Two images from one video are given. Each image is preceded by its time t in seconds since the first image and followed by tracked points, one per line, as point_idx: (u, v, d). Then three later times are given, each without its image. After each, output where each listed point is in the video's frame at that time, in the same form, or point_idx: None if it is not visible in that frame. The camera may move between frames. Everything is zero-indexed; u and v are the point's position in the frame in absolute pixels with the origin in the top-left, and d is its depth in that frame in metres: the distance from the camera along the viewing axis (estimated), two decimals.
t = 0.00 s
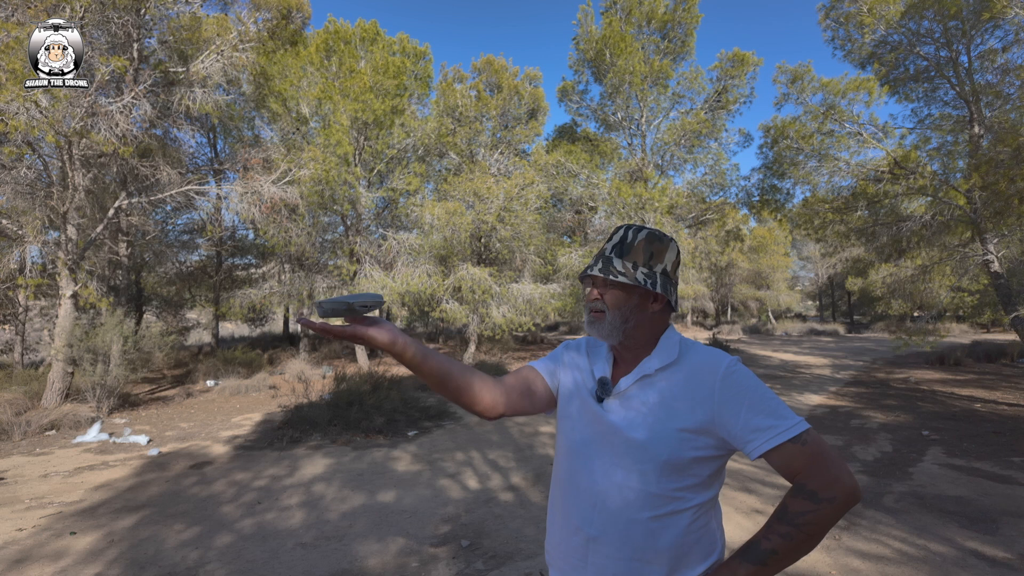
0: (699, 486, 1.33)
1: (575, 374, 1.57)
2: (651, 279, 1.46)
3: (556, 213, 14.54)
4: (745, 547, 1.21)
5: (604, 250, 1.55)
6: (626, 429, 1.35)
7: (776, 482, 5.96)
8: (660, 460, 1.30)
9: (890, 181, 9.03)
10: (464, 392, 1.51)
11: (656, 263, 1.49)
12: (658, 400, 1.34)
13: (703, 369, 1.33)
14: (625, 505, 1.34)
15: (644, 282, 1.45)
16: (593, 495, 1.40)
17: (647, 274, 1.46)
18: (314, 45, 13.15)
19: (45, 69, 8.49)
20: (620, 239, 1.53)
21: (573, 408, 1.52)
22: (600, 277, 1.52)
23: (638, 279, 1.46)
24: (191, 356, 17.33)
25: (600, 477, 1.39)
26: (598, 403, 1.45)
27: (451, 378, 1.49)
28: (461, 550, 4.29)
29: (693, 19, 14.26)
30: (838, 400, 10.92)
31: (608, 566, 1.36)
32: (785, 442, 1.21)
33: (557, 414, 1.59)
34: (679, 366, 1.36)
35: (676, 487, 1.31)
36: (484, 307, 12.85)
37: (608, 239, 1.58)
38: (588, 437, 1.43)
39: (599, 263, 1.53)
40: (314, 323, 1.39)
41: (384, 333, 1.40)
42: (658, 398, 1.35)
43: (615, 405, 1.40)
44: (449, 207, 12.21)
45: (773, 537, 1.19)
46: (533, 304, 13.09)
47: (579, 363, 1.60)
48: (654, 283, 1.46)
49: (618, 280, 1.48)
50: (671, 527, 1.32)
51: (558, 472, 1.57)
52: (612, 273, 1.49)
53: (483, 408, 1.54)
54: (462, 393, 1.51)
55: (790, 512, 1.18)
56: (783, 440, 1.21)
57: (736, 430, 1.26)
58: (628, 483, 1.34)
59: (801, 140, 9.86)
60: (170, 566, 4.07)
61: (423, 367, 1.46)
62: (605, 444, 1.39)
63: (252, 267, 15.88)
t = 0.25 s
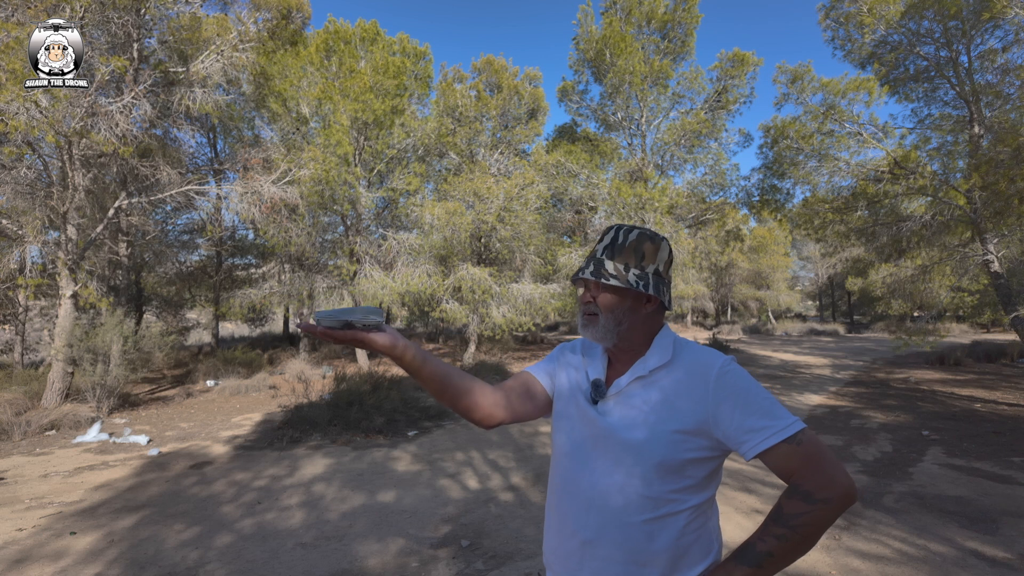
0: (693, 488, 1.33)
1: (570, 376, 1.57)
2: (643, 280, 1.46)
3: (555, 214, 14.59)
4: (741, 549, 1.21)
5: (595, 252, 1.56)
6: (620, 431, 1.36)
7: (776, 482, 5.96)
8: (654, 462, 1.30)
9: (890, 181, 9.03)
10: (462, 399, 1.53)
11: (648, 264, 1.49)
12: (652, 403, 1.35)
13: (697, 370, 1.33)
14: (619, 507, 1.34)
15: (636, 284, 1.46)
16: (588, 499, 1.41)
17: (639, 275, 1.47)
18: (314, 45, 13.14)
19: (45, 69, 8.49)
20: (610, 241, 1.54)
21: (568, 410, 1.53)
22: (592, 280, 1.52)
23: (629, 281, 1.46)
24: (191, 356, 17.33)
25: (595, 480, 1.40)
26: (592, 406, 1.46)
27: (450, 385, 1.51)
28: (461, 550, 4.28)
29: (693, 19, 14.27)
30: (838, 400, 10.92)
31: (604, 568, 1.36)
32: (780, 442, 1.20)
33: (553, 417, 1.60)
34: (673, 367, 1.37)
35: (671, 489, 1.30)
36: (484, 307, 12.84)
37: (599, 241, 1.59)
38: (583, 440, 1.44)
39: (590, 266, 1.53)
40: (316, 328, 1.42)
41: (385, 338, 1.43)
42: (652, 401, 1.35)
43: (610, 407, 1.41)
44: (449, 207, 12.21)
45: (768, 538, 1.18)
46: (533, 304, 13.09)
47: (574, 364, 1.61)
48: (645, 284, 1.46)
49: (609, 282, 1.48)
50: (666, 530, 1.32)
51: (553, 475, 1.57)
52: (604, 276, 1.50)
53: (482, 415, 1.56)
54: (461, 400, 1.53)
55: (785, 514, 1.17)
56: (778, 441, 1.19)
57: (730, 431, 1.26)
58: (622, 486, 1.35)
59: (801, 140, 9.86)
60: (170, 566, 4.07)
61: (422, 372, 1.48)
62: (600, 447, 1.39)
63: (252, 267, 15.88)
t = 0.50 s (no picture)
0: (691, 487, 1.33)
1: (566, 377, 1.58)
2: (637, 279, 1.46)
3: (556, 213, 14.57)
4: (738, 549, 1.20)
5: (586, 253, 1.55)
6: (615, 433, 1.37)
7: (776, 482, 5.96)
8: (650, 463, 1.31)
9: (890, 181, 9.03)
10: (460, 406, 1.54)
11: (639, 263, 1.49)
12: (647, 404, 1.35)
13: (691, 370, 1.34)
14: (616, 508, 1.35)
15: (629, 284, 1.45)
16: (586, 501, 1.41)
17: (631, 275, 1.46)
18: (314, 45, 13.14)
19: (45, 69, 8.49)
20: (602, 240, 1.53)
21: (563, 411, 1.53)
22: (585, 282, 1.53)
23: (623, 280, 1.46)
24: (191, 356, 17.32)
25: (592, 482, 1.40)
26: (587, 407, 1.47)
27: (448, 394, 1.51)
28: (461, 550, 4.29)
29: (693, 19, 14.26)
30: (838, 400, 10.92)
31: (602, 569, 1.37)
32: (776, 440, 1.21)
33: (548, 419, 1.60)
34: (668, 367, 1.37)
35: (667, 490, 1.30)
36: (484, 307, 12.84)
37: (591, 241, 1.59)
38: (578, 441, 1.44)
39: (582, 268, 1.53)
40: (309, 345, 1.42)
41: (379, 352, 1.43)
42: (648, 402, 1.36)
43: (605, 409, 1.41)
44: (449, 207, 12.21)
45: (765, 537, 1.18)
46: (533, 304, 13.09)
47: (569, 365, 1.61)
48: (638, 283, 1.46)
49: (603, 284, 1.47)
50: (664, 530, 1.32)
51: (551, 477, 1.57)
52: (597, 277, 1.49)
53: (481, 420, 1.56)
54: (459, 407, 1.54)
55: (782, 512, 1.17)
56: (773, 439, 1.20)
57: (724, 430, 1.26)
58: (620, 488, 1.35)
59: (801, 139, 9.86)
60: (170, 566, 4.07)
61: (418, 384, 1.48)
62: (596, 449, 1.40)
63: (252, 267, 15.88)
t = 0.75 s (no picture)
0: (686, 485, 1.33)
1: (558, 388, 1.56)
2: (621, 283, 1.45)
3: (556, 213, 14.50)
4: (732, 541, 1.20)
5: (566, 263, 1.53)
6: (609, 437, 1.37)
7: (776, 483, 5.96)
8: (644, 464, 1.31)
9: (890, 181, 9.03)
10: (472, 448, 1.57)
11: (620, 266, 1.48)
12: (639, 407, 1.35)
13: (680, 369, 1.34)
14: (612, 510, 1.36)
15: (615, 291, 1.44)
16: (583, 503, 1.41)
17: (615, 280, 1.45)
18: (314, 45, 13.14)
19: (45, 69, 8.49)
20: (579, 248, 1.51)
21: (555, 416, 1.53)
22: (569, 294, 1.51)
23: (609, 288, 1.45)
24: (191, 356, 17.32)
25: (588, 484, 1.40)
26: (580, 411, 1.46)
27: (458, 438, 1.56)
28: (461, 550, 4.29)
29: (693, 19, 14.26)
30: (838, 400, 10.92)
31: (602, 570, 1.37)
32: (768, 433, 1.21)
33: (541, 427, 1.59)
34: (658, 369, 1.37)
35: (663, 490, 1.31)
36: (484, 307, 12.83)
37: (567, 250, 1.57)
38: (572, 444, 1.44)
39: (564, 279, 1.50)
40: (325, 396, 1.51)
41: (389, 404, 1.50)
42: (639, 404, 1.36)
43: (597, 412, 1.41)
44: (449, 207, 12.20)
45: (759, 529, 1.17)
46: (533, 304, 13.09)
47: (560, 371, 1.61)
48: (623, 288, 1.45)
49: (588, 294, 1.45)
50: (662, 529, 1.31)
51: (547, 481, 1.57)
52: (581, 288, 1.47)
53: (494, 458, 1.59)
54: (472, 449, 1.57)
55: (775, 504, 1.16)
56: (765, 433, 1.20)
57: (716, 426, 1.26)
58: (616, 489, 1.35)
59: (801, 140, 9.86)
60: (170, 566, 4.07)
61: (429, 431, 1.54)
62: (590, 452, 1.40)
63: (252, 266, 15.88)
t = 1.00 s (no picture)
0: (672, 482, 1.33)
1: (543, 400, 1.56)
2: (594, 292, 1.44)
3: (556, 214, 14.24)
4: (713, 527, 1.23)
5: (540, 279, 1.51)
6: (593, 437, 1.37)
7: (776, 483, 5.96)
8: (628, 464, 1.31)
9: (890, 181, 9.03)
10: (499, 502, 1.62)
11: (592, 274, 1.46)
12: (622, 408, 1.36)
13: (661, 368, 1.34)
14: (600, 510, 1.36)
15: (589, 301, 1.43)
16: (572, 502, 1.42)
17: (587, 289, 1.44)
18: (314, 45, 13.14)
19: (45, 69, 8.50)
20: (550, 261, 1.50)
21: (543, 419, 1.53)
22: (546, 310, 1.49)
23: (583, 299, 1.43)
24: (191, 356, 17.31)
25: (576, 484, 1.41)
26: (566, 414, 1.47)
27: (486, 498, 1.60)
28: (461, 550, 4.29)
29: (693, 19, 14.25)
30: (838, 400, 10.92)
31: (593, 569, 1.38)
32: (749, 427, 1.21)
33: (533, 435, 1.60)
34: (639, 369, 1.37)
35: (648, 487, 1.30)
36: (484, 307, 12.83)
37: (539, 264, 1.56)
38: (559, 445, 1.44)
39: (540, 296, 1.49)
40: (368, 486, 1.50)
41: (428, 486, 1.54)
42: (623, 404, 1.36)
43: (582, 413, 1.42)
44: (449, 207, 12.19)
45: (740, 515, 1.20)
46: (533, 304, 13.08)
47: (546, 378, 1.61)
48: (596, 296, 1.44)
49: (565, 309, 1.44)
50: (651, 525, 1.31)
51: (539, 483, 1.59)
52: (557, 303, 1.45)
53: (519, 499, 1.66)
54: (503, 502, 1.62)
55: (755, 492, 1.19)
56: (746, 427, 1.21)
57: (697, 423, 1.26)
58: (602, 489, 1.36)
59: (801, 140, 9.86)
60: (170, 566, 4.07)
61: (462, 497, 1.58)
62: (577, 452, 1.41)
63: (252, 267, 15.87)
